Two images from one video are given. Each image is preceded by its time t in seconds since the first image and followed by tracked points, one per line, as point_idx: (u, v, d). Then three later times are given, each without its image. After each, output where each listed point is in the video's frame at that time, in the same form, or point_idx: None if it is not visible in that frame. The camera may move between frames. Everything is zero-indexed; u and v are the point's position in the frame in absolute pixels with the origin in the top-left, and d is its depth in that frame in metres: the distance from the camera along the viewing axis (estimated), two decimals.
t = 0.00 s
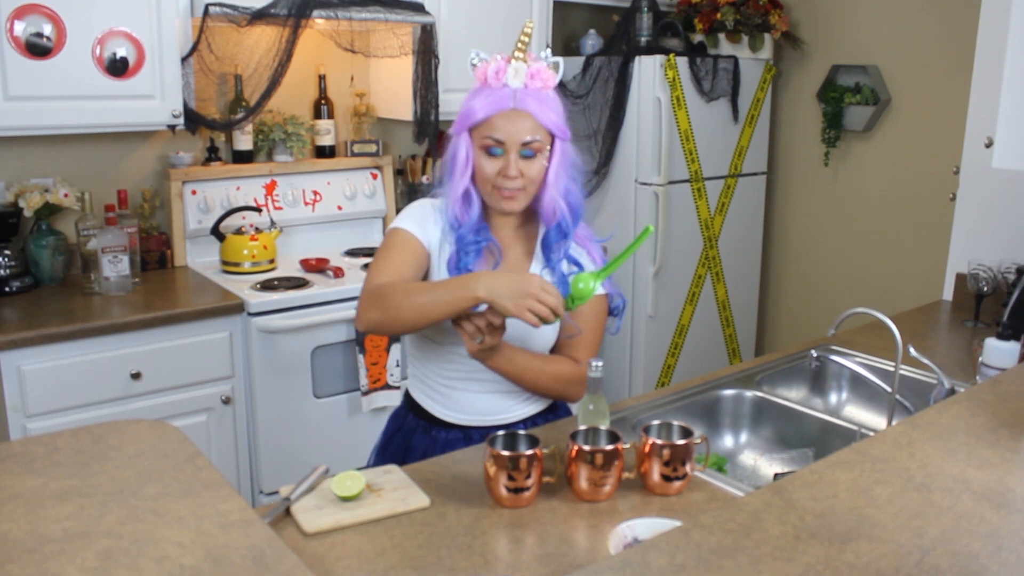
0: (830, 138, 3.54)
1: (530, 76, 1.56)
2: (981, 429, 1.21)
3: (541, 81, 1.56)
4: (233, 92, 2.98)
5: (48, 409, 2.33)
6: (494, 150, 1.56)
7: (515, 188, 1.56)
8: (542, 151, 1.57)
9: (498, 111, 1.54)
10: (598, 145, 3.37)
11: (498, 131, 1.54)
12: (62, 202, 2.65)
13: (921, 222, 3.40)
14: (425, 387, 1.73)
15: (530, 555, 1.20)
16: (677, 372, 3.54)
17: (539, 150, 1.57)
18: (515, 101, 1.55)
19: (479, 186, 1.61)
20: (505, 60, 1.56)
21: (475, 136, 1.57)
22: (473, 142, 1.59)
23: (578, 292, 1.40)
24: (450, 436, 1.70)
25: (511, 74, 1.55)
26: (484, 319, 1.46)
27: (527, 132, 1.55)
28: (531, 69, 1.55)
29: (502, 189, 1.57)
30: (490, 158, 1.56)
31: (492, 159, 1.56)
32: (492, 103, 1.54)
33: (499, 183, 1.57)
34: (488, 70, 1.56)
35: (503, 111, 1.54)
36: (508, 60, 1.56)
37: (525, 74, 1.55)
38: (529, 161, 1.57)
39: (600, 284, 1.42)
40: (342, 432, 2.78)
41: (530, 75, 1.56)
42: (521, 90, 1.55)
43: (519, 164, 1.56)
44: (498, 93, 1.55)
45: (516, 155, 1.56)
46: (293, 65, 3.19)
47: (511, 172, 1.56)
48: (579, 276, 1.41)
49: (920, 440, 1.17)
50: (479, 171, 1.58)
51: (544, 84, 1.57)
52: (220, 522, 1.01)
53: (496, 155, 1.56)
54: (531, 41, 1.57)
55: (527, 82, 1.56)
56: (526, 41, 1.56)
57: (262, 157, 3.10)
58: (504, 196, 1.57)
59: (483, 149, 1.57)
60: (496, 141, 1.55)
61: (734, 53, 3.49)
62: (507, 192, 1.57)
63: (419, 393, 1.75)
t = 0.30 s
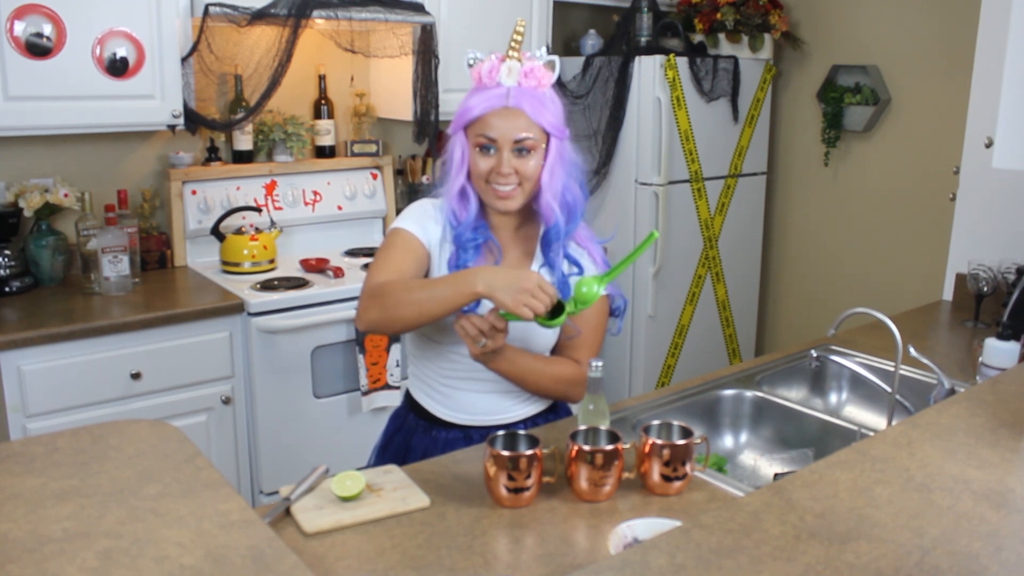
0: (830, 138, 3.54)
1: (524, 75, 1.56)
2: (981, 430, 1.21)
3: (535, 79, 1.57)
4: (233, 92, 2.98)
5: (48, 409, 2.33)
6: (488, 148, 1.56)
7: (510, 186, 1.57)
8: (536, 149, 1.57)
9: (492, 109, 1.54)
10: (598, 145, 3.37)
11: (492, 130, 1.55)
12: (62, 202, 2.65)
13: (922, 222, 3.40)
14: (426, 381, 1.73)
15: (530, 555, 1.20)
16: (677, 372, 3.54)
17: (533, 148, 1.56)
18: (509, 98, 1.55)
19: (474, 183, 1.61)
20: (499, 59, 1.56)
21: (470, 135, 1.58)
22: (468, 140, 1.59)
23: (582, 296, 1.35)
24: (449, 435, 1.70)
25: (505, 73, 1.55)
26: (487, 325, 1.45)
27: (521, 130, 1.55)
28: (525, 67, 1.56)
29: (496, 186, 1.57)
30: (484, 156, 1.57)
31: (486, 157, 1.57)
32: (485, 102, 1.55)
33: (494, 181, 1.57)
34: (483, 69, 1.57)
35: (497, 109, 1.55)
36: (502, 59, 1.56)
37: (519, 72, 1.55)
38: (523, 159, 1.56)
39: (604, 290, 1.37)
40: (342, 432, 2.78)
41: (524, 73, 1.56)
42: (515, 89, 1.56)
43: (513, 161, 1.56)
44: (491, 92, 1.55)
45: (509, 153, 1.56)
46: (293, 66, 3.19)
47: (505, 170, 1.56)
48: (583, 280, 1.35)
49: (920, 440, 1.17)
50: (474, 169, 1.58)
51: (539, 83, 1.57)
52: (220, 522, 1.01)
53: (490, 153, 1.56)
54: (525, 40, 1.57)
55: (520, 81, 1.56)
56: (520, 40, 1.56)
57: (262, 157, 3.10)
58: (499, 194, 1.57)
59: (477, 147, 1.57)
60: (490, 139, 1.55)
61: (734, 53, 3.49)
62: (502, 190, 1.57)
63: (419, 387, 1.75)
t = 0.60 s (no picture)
0: (830, 138, 3.54)
1: (526, 76, 1.56)
2: (981, 430, 1.21)
3: (537, 80, 1.57)
4: (233, 92, 2.98)
5: (48, 409, 2.33)
6: (489, 150, 1.56)
7: (510, 188, 1.56)
8: (537, 151, 1.57)
9: (492, 111, 1.55)
10: (598, 146, 3.37)
11: (492, 131, 1.55)
12: (62, 202, 2.65)
13: (922, 222, 3.40)
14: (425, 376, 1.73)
15: (530, 555, 1.20)
16: (677, 372, 3.54)
17: (533, 150, 1.56)
18: (509, 100, 1.55)
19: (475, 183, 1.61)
20: (501, 60, 1.57)
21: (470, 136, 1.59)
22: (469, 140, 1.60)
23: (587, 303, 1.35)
24: (450, 435, 1.70)
25: (506, 74, 1.56)
26: (495, 329, 1.43)
27: (520, 131, 1.55)
28: (526, 69, 1.56)
29: (496, 188, 1.57)
30: (484, 158, 1.57)
31: (486, 159, 1.57)
32: (484, 103, 1.55)
33: (494, 182, 1.57)
34: (485, 70, 1.58)
35: (498, 111, 1.55)
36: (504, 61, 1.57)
37: (520, 74, 1.56)
38: (524, 161, 1.56)
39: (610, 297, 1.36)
40: (342, 432, 2.78)
41: (526, 75, 1.57)
42: (517, 90, 1.56)
43: (513, 164, 1.56)
44: (493, 93, 1.56)
45: (508, 155, 1.55)
46: (293, 66, 3.19)
47: (503, 172, 1.56)
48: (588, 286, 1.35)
49: (920, 440, 1.17)
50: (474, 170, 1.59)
51: (540, 84, 1.57)
52: (220, 522, 1.01)
53: (490, 155, 1.56)
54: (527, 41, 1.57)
55: (522, 82, 1.56)
56: (523, 41, 1.57)
57: (262, 157, 3.10)
58: (499, 196, 1.57)
59: (477, 148, 1.57)
60: (490, 141, 1.55)
61: (734, 53, 3.49)
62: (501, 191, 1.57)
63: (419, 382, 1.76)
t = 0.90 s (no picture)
0: (830, 138, 3.54)
1: (529, 81, 1.56)
2: (981, 430, 1.21)
3: (540, 86, 1.56)
4: (233, 92, 2.98)
5: (48, 409, 2.33)
6: (487, 153, 1.57)
7: (507, 192, 1.57)
8: (535, 157, 1.57)
9: (492, 115, 1.55)
10: (599, 146, 3.37)
11: (492, 135, 1.56)
12: (62, 202, 2.65)
13: (921, 221, 3.40)
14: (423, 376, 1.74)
15: (530, 555, 1.20)
16: (677, 372, 3.54)
17: (532, 156, 1.57)
18: (510, 104, 1.55)
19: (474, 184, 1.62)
20: (505, 63, 1.57)
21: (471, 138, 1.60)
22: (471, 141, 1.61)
23: (597, 305, 1.40)
24: (450, 435, 1.70)
25: (510, 78, 1.55)
26: (501, 330, 1.42)
27: (520, 136, 1.55)
28: (530, 73, 1.56)
29: (493, 191, 1.57)
30: (483, 161, 1.58)
31: (485, 161, 1.58)
32: (485, 106, 1.56)
33: (492, 186, 1.57)
34: (489, 73, 1.58)
35: (499, 114, 1.55)
36: (508, 64, 1.57)
37: (524, 78, 1.56)
38: (522, 167, 1.57)
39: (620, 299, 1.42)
40: (342, 431, 2.78)
41: (529, 80, 1.56)
42: (519, 94, 1.56)
43: (510, 168, 1.56)
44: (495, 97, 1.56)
45: (507, 160, 1.56)
46: (293, 66, 3.19)
47: (502, 176, 1.56)
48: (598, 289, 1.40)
49: (920, 440, 1.17)
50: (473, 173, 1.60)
51: (544, 90, 1.56)
52: (220, 522, 1.01)
53: (489, 158, 1.57)
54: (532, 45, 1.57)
55: (525, 87, 1.56)
56: (528, 46, 1.57)
57: (262, 157, 3.10)
58: (495, 199, 1.57)
59: (477, 151, 1.58)
60: (489, 145, 1.56)
61: (734, 53, 3.49)
62: (500, 195, 1.57)
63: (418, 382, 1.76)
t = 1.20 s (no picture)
0: (830, 138, 3.54)
1: (531, 81, 1.55)
2: (981, 430, 1.21)
3: (542, 86, 1.56)
4: (233, 92, 2.99)
5: (48, 409, 2.33)
6: (491, 154, 1.56)
7: (511, 193, 1.57)
8: (539, 157, 1.58)
9: (494, 116, 1.54)
10: (598, 146, 3.37)
11: (495, 136, 1.55)
12: (62, 202, 2.65)
13: (921, 221, 3.40)
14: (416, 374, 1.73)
15: (530, 555, 1.20)
16: (677, 372, 3.54)
17: (536, 157, 1.57)
18: (513, 105, 1.55)
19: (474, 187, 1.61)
20: (506, 63, 1.56)
21: (472, 140, 1.58)
22: (470, 143, 1.59)
23: (594, 302, 1.40)
24: (448, 431, 1.70)
25: (511, 78, 1.55)
26: (500, 324, 1.42)
27: (523, 137, 1.55)
28: (531, 73, 1.55)
29: (497, 193, 1.57)
30: (486, 162, 1.57)
31: (489, 163, 1.57)
32: (487, 108, 1.55)
33: (495, 188, 1.57)
34: (489, 73, 1.56)
35: (502, 116, 1.54)
36: (508, 64, 1.56)
37: (525, 79, 1.55)
38: (526, 168, 1.57)
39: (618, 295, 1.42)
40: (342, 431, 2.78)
41: (531, 80, 1.56)
42: (520, 95, 1.55)
43: (516, 169, 1.56)
44: (496, 98, 1.55)
45: (512, 161, 1.56)
46: (293, 66, 3.19)
47: (507, 177, 1.56)
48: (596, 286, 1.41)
49: (920, 440, 1.17)
50: (475, 174, 1.59)
51: (545, 90, 1.56)
52: (220, 522, 1.01)
53: (492, 160, 1.57)
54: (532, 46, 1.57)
55: (527, 87, 1.55)
56: (528, 46, 1.56)
57: (262, 157, 3.09)
58: (498, 201, 1.58)
59: (480, 152, 1.57)
60: (493, 146, 1.56)
61: (734, 53, 3.49)
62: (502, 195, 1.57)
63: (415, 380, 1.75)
